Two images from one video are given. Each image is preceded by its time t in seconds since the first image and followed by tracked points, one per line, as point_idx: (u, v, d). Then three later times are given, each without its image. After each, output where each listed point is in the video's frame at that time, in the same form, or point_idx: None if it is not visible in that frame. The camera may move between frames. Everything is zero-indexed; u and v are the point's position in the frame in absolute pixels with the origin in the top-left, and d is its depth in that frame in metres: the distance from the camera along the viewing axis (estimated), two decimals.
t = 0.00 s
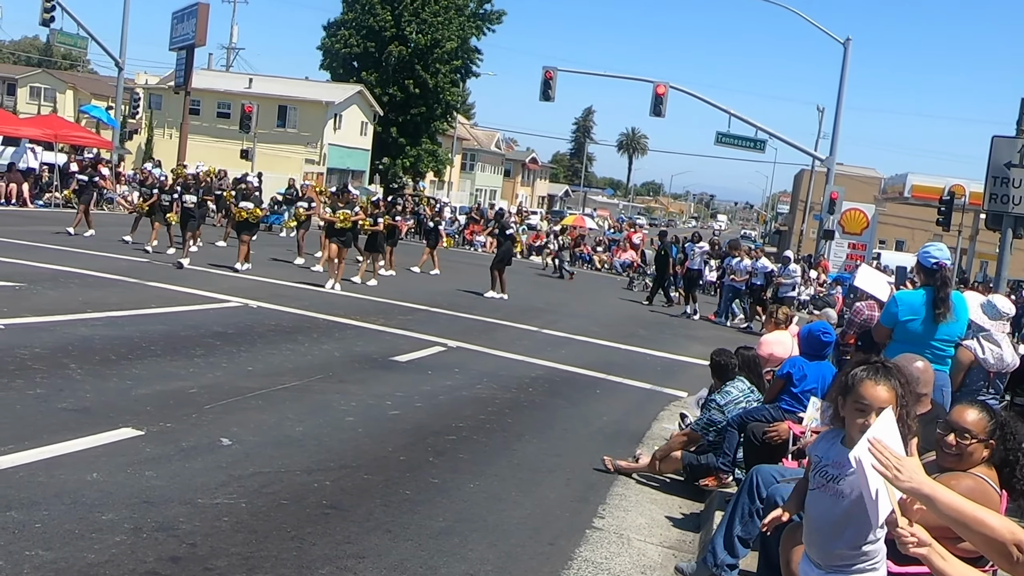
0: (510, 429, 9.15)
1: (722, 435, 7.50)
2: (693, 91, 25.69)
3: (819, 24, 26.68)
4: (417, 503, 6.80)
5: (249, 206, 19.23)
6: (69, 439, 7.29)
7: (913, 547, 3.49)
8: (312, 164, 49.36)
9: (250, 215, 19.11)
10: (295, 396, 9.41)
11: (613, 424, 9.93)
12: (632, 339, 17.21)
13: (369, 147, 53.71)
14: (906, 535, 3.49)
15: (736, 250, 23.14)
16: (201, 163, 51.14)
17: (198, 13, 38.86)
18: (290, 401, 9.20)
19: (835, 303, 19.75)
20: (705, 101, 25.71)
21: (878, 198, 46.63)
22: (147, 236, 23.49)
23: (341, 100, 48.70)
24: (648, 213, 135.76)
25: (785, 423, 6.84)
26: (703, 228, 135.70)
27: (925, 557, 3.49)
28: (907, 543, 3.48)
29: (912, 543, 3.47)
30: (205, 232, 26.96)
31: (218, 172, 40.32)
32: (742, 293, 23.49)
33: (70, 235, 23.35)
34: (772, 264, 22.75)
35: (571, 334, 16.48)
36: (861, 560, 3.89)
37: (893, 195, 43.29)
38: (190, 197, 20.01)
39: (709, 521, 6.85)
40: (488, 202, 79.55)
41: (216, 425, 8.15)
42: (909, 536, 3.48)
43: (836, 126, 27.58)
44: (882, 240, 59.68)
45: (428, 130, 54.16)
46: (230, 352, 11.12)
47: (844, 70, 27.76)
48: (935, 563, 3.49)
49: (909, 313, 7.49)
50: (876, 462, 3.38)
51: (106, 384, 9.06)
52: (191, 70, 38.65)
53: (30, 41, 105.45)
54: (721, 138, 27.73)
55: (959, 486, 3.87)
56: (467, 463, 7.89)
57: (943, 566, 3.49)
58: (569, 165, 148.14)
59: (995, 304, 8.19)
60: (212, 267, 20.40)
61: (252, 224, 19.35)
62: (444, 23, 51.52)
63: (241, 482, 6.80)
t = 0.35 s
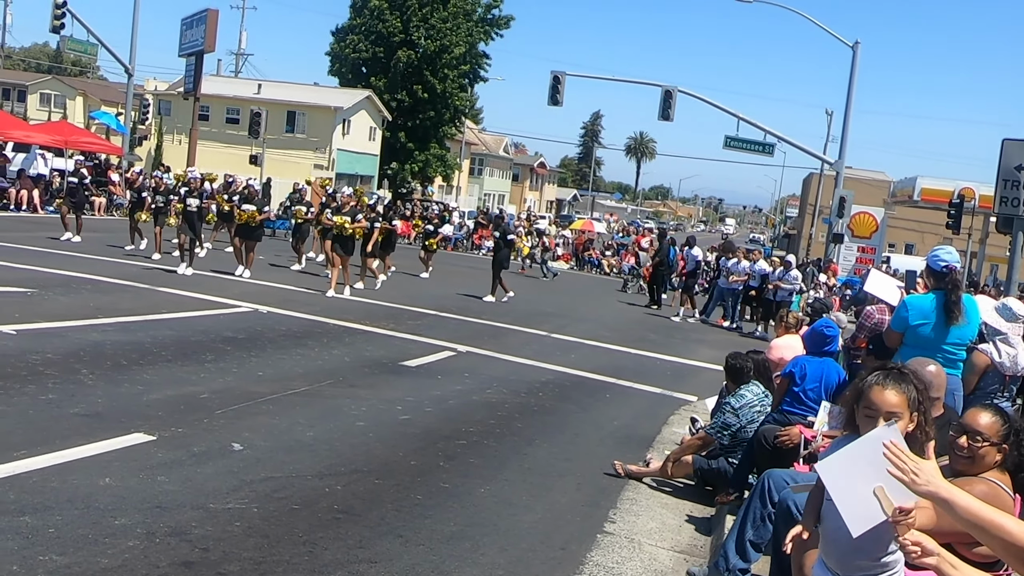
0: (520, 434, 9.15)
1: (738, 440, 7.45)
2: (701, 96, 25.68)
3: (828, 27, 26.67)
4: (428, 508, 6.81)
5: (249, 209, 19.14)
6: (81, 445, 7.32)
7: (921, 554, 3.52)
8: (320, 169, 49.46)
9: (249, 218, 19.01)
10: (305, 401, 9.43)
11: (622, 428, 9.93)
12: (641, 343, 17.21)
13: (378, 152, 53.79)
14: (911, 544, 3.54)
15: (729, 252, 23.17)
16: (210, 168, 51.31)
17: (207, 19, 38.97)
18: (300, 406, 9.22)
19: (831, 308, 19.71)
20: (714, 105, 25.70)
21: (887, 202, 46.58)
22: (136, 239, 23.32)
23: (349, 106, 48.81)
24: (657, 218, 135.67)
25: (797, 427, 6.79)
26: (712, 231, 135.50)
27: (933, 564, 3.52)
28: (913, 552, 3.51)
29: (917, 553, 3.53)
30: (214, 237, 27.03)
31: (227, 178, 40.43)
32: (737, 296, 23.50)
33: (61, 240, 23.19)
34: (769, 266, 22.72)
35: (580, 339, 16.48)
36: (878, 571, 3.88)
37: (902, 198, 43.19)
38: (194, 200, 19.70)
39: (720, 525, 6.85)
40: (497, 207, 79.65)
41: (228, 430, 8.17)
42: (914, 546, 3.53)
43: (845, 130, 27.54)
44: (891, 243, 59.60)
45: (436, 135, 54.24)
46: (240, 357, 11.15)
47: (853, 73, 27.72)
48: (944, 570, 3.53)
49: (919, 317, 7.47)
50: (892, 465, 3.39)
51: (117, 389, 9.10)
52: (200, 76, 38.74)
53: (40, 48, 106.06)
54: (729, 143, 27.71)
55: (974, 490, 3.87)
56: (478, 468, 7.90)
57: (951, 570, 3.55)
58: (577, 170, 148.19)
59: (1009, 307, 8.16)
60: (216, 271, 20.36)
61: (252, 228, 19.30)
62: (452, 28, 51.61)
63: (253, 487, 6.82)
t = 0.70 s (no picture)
0: (542, 439, 9.15)
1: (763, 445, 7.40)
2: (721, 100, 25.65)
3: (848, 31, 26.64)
4: (450, 513, 6.82)
5: (260, 218, 19.02)
6: (106, 449, 7.38)
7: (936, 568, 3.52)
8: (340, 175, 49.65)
9: (260, 228, 18.87)
10: (327, 406, 9.46)
11: (643, 433, 9.91)
12: (661, 348, 17.17)
13: (397, 158, 53.97)
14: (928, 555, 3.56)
15: (733, 254, 23.07)
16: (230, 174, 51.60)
17: (228, 26, 39.22)
18: (322, 411, 9.25)
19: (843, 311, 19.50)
20: (734, 109, 25.68)
21: (908, 205, 46.33)
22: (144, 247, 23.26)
23: (369, 112, 49.00)
24: (676, 223, 135.42)
25: (819, 431, 6.78)
26: (732, 236, 135.11)
27: None
28: (930, 566, 3.52)
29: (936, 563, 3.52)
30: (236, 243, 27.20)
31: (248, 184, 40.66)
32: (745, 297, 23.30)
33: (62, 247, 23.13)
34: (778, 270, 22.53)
35: (600, 344, 16.48)
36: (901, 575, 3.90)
37: (923, 202, 42.96)
38: (206, 208, 19.42)
39: (742, 531, 6.83)
40: (516, 212, 79.77)
41: (250, 435, 8.22)
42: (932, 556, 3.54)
43: (865, 133, 27.43)
44: (912, 247, 59.24)
45: (456, 140, 54.39)
46: (262, 363, 11.20)
47: (873, 76, 27.65)
48: None
49: (944, 322, 7.42)
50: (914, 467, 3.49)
51: (141, 395, 9.17)
52: (221, 83, 38.98)
53: (61, 56, 106.93)
54: (749, 146, 27.65)
55: (998, 495, 3.76)
56: (499, 472, 7.91)
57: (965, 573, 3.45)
58: (596, 175, 148.23)
59: None
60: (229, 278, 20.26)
61: (263, 237, 19.16)
62: (471, 34, 51.82)
63: (276, 492, 6.85)
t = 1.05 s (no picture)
0: (562, 443, 9.15)
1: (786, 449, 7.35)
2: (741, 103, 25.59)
3: (869, 32, 26.53)
4: (472, 517, 6.83)
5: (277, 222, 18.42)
6: (130, 454, 7.44)
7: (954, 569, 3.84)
8: (360, 180, 49.84)
9: (277, 232, 18.26)
10: (349, 411, 9.49)
11: (665, 437, 9.88)
12: (682, 351, 17.13)
13: (417, 163, 54.12)
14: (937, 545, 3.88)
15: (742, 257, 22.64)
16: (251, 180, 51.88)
17: (248, 33, 39.48)
18: (343, 416, 9.29)
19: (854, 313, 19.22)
20: (754, 112, 25.60)
21: (929, 207, 46.04)
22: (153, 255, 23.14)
23: (388, 116, 49.14)
24: (697, 225, 134.98)
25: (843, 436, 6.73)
26: (752, 239, 134.60)
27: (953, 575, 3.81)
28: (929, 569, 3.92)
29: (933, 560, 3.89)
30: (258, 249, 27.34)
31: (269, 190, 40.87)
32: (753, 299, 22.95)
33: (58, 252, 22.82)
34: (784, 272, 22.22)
35: (620, 347, 16.48)
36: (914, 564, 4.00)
37: (946, 204, 42.67)
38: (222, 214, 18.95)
39: (765, 535, 6.79)
40: (535, 216, 79.80)
41: (273, 440, 8.26)
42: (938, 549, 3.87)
43: (887, 134, 27.28)
44: (935, 249, 58.85)
45: (475, 145, 54.46)
46: (284, 368, 11.26)
47: (894, 77, 27.53)
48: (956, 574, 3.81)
49: (970, 324, 7.35)
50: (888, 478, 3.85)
51: (165, 400, 9.23)
52: (242, 90, 39.22)
53: (84, 64, 107.95)
54: (769, 149, 27.54)
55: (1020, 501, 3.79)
56: (520, 477, 7.91)
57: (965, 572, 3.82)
58: (616, 178, 148.11)
59: None
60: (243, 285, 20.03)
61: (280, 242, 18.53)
62: (490, 38, 51.91)
63: (298, 496, 6.88)
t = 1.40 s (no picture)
0: (579, 443, 9.14)
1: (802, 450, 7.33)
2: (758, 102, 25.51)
3: (886, 30, 26.40)
4: (489, 518, 6.84)
5: (291, 223, 18.30)
6: (149, 454, 7.49)
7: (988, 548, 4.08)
8: (376, 181, 49.95)
9: (292, 232, 18.14)
10: (365, 412, 9.52)
11: (682, 438, 9.86)
12: (699, 352, 17.09)
13: (432, 164, 54.18)
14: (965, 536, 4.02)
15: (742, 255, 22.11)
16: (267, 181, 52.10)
17: (264, 35, 39.64)
18: (360, 417, 9.32)
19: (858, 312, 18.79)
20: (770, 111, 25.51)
21: (948, 207, 45.74)
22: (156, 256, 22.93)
23: (404, 118, 49.21)
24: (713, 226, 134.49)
25: (860, 437, 6.70)
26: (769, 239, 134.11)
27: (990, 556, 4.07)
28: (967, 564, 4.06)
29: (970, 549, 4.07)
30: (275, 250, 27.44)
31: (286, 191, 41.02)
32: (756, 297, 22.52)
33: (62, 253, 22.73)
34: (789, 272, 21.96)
35: (636, 348, 16.45)
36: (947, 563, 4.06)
37: (964, 204, 42.37)
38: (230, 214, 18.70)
39: (783, 536, 6.77)
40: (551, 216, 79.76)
41: (290, 440, 8.29)
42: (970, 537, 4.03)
43: (905, 133, 27.14)
44: (953, 248, 58.45)
45: (490, 146, 54.46)
46: (301, 368, 11.31)
47: (911, 76, 27.40)
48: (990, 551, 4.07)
49: (992, 324, 7.28)
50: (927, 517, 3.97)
51: (183, 400, 9.29)
52: (258, 91, 39.36)
53: (101, 66, 108.61)
54: (786, 149, 27.42)
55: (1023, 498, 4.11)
56: (536, 477, 7.91)
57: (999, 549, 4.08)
58: (632, 179, 147.94)
59: None
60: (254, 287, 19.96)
61: (294, 242, 18.42)
62: (505, 38, 51.90)
63: (315, 497, 6.91)
